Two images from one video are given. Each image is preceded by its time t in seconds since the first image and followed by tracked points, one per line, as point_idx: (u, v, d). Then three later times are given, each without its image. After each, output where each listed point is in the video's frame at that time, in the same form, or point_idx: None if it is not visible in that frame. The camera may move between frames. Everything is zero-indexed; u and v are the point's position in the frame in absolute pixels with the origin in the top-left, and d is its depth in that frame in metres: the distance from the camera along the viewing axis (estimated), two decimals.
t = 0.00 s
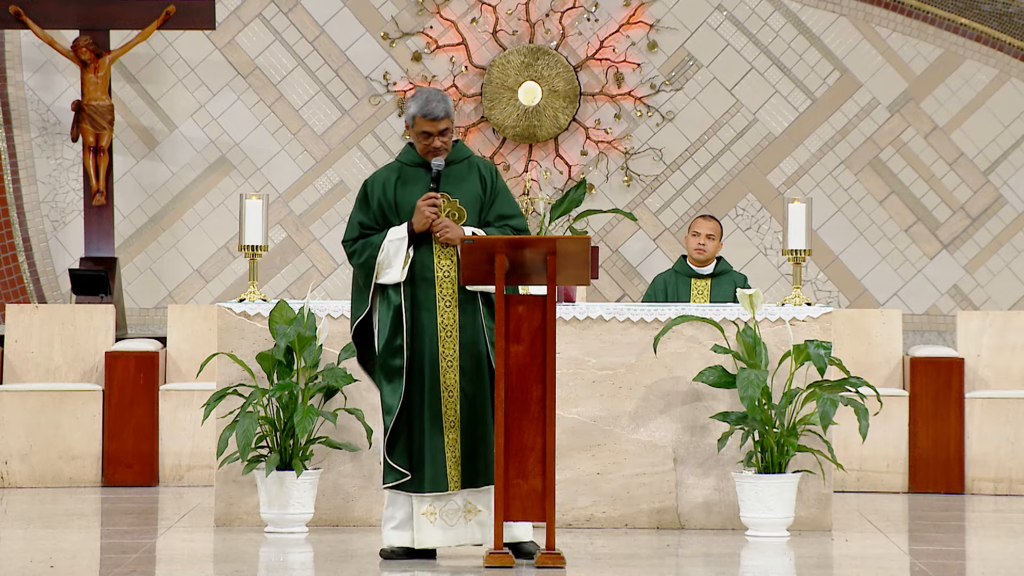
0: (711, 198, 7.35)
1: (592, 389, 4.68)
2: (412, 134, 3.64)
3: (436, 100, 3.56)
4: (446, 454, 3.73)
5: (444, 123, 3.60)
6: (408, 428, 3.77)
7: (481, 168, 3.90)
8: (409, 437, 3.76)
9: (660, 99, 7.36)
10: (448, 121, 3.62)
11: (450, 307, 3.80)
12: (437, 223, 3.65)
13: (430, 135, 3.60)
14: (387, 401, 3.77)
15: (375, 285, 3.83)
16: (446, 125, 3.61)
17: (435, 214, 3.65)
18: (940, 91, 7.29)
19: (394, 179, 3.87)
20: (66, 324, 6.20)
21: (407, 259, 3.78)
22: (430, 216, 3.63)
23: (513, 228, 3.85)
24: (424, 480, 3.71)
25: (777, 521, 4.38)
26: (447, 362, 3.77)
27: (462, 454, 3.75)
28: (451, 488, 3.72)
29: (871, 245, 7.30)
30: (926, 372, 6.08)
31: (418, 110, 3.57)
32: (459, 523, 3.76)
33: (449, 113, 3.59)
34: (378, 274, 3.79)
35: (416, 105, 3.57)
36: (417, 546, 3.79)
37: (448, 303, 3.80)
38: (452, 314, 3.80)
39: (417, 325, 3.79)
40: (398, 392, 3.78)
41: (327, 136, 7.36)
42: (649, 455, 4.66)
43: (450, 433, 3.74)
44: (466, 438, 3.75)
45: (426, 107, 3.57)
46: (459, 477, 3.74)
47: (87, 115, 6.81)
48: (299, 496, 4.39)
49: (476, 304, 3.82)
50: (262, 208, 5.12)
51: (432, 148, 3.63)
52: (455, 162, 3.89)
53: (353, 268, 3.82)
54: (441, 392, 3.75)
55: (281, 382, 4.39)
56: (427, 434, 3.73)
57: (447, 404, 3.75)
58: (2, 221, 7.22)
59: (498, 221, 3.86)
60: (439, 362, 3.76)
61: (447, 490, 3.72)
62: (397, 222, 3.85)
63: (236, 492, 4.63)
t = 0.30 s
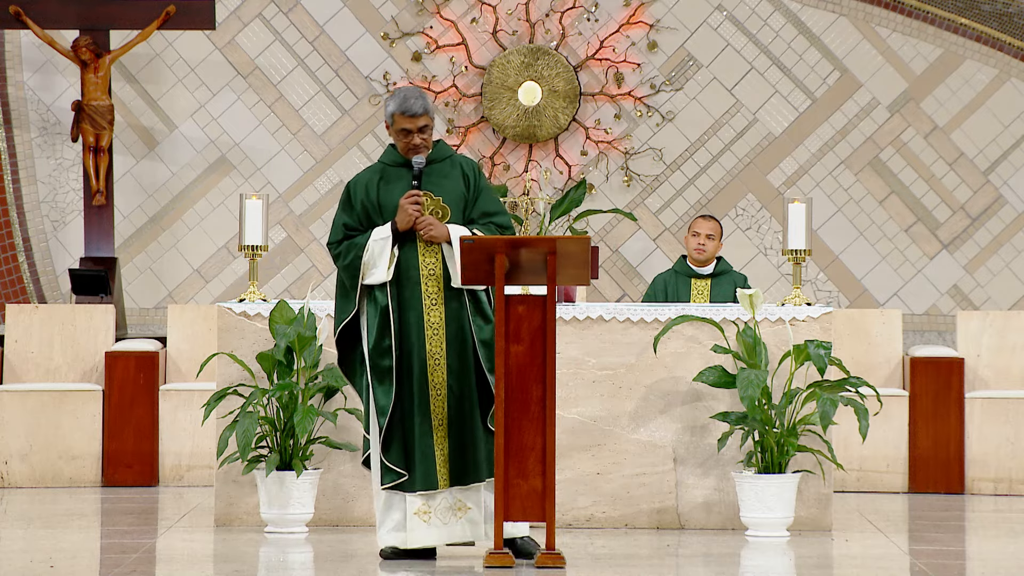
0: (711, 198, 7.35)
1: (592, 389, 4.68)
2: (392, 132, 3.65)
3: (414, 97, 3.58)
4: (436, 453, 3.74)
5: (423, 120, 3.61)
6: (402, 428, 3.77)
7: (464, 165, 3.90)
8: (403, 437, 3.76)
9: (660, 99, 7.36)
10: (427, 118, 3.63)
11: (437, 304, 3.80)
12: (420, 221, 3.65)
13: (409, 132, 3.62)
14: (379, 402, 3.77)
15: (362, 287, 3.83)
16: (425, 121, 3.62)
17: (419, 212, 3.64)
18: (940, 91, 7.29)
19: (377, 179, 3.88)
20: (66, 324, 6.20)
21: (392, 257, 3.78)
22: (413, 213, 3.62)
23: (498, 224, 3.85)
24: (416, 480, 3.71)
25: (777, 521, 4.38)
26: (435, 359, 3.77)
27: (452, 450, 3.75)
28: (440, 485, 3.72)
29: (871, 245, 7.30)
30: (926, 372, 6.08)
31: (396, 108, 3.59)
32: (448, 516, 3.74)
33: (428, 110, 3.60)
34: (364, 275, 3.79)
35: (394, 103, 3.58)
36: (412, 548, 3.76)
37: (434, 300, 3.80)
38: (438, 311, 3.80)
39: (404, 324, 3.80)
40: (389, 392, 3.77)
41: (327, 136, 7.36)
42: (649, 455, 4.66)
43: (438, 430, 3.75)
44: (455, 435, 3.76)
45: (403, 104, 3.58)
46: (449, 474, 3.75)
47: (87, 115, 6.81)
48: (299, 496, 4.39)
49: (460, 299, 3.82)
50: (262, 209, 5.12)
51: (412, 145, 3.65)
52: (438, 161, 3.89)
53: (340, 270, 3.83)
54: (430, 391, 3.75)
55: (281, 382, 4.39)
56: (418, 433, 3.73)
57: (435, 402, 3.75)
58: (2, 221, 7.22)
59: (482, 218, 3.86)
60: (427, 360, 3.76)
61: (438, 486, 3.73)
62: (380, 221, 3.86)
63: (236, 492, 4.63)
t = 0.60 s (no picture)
0: (711, 198, 7.35)
1: (592, 389, 4.68)
2: (371, 130, 3.68)
3: (391, 95, 3.59)
4: (418, 453, 3.73)
5: (400, 117, 3.63)
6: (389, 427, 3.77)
7: (448, 163, 3.90)
8: (388, 434, 3.76)
9: (660, 99, 7.36)
10: (406, 115, 3.65)
11: (418, 304, 3.80)
12: (400, 220, 3.70)
13: (387, 129, 3.64)
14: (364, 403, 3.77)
15: (348, 288, 3.83)
16: (403, 119, 3.64)
17: (398, 210, 3.68)
18: (940, 91, 7.29)
19: (361, 180, 3.91)
20: (66, 324, 6.20)
21: (375, 257, 3.79)
22: (391, 212, 3.66)
23: (483, 222, 3.86)
24: (400, 480, 3.71)
25: (777, 520, 4.38)
26: (417, 359, 3.76)
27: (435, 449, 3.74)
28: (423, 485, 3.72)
29: (871, 245, 7.30)
30: (926, 371, 6.08)
31: (373, 106, 3.61)
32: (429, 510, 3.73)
33: (405, 107, 3.61)
34: (349, 275, 3.80)
35: (371, 101, 3.61)
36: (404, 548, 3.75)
37: (416, 300, 3.80)
38: (420, 309, 3.79)
39: (388, 323, 3.80)
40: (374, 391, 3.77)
41: (327, 136, 7.36)
42: (649, 455, 4.66)
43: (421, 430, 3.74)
44: (437, 436, 3.74)
45: (380, 102, 3.59)
46: (432, 474, 3.73)
47: (87, 115, 6.81)
48: (299, 496, 4.39)
49: (443, 298, 3.80)
50: (262, 209, 5.12)
51: (391, 143, 3.67)
52: (422, 159, 3.89)
53: (327, 271, 3.85)
54: (412, 390, 3.75)
55: (281, 382, 4.39)
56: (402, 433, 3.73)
57: (417, 402, 3.75)
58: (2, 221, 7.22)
59: (467, 215, 3.87)
60: (410, 361, 3.75)
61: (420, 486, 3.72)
62: (366, 222, 3.89)
63: (236, 492, 4.63)
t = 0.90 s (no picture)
0: (711, 198, 7.35)
1: (592, 389, 4.68)
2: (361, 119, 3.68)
3: (384, 85, 3.60)
4: (389, 451, 3.70)
5: (391, 108, 3.63)
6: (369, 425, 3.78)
7: (439, 163, 3.89)
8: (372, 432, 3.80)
9: (660, 99, 7.36)
10: (397, 107, 3.65)
11: (399, 304, 3.77)
12: (383, 220, 3.68)
13: (376, 120, 3.64)
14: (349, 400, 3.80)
15: (341, 283, 3.82)
16: (393, 111, 3.64)
17: (383, 205, 3.64)
18: (940, 91, 7.29)
19: (355, 180, 3.93)
20: (66, 324, 6.20)
21: (366, 252, 3.77)
22: (375, 205, 3.63)
23: (471, 223, 3.85)
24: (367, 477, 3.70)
25: (777, 520, 4.38)
26: (394, 358, 3.74)
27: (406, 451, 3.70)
28: (389, 485, 3.69)
29: (871, 245, 7.30)
30: (926, 371, 6.08)
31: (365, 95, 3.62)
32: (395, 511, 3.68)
33: (397, 98, 3.62)
34: (342, 270, 3.80)
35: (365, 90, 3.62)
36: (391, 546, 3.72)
37: (395, 299, 3.78)
38: (400, 309, 3.77)
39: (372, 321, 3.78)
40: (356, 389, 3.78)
41: (327, 136, 7.36)
42: (649, 455, 4.66)
43: (392, 430, 3.70)
44: (410, 435, 3.70)
45: (372, 90, 3.61)
46: (402, 474, 3.70)
47: (87, 115, 6.81)
48: (299, 496, 4.39)
49: (427, 302, 3.77)
50: (262, 208, 5.12)
51: (378, 133, 3.67)
52: (414, 159, 3.88)
53: (322, 266, 3.86)
54: (387, 388, 3.73)
55: (281, 382, 4.39)
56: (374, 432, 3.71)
57: (390, 402, 3.71)
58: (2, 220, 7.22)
59: (455, 217, 3.87)
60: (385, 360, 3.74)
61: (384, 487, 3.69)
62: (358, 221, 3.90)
63: (236, 492, 4.63)
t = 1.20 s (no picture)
0: (712, 198, 7.35)
1: (592, 389, 4.68)
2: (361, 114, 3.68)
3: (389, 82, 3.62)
4: (365, 455, 3.68)
5: (393, 106, 3.64)
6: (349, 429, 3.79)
7: (433, 169, 3.88)
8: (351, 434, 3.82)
9: (661, 99, 7.36)
10: (398, 106, 3.66)
11: (382, 311, 3.78)
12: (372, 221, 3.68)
13: (376, 116, 3.64)
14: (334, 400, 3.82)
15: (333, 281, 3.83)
16: (394, 109, 3.65)
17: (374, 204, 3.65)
18: (941, 91, 7.29)
19: (350, 179, 3.93)
20: (66, 325, 6.19)
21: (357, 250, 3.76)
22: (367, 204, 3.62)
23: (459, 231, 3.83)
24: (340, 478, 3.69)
25: (777, 521, 4.38)
26: (376, 362, 3.75)
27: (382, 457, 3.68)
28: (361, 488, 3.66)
29: (872, 245, 7.30)
30: (926, 372, 6.08)
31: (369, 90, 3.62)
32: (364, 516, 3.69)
33: (399, 98, 3.63)
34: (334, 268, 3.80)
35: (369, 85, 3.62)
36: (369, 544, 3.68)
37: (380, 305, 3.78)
38: (384, 315, 3.78)
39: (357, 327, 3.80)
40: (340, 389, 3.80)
41: (327, 136, 7.36)
42: (650, 456, 4.66)
43: (370, 435, 3.69)
44: (387, 439, 3.68)
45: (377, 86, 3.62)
46: (375, 479, 3.67)
47: (87, 115, 6.81)
48: (300, 496, 4.39)
49: (412, 307, 3.77)
50: (262, 208, 5.12)
51: (375, 129, 3.66)
52: (409, 162, 3.88)
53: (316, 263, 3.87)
54: (367, 392, 3.72)
55: (282, 382, 4.39)
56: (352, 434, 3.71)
57: (370, 406, 3.71)
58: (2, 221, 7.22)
59: (444, 224, 3.85)
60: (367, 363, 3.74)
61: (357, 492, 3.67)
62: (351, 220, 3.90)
63: (236, 492, 4.63)
